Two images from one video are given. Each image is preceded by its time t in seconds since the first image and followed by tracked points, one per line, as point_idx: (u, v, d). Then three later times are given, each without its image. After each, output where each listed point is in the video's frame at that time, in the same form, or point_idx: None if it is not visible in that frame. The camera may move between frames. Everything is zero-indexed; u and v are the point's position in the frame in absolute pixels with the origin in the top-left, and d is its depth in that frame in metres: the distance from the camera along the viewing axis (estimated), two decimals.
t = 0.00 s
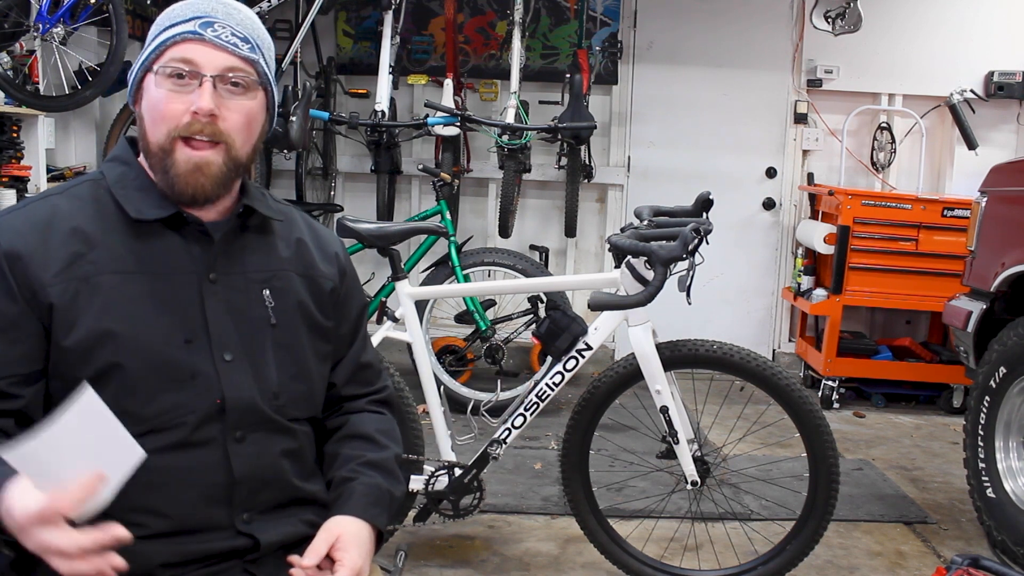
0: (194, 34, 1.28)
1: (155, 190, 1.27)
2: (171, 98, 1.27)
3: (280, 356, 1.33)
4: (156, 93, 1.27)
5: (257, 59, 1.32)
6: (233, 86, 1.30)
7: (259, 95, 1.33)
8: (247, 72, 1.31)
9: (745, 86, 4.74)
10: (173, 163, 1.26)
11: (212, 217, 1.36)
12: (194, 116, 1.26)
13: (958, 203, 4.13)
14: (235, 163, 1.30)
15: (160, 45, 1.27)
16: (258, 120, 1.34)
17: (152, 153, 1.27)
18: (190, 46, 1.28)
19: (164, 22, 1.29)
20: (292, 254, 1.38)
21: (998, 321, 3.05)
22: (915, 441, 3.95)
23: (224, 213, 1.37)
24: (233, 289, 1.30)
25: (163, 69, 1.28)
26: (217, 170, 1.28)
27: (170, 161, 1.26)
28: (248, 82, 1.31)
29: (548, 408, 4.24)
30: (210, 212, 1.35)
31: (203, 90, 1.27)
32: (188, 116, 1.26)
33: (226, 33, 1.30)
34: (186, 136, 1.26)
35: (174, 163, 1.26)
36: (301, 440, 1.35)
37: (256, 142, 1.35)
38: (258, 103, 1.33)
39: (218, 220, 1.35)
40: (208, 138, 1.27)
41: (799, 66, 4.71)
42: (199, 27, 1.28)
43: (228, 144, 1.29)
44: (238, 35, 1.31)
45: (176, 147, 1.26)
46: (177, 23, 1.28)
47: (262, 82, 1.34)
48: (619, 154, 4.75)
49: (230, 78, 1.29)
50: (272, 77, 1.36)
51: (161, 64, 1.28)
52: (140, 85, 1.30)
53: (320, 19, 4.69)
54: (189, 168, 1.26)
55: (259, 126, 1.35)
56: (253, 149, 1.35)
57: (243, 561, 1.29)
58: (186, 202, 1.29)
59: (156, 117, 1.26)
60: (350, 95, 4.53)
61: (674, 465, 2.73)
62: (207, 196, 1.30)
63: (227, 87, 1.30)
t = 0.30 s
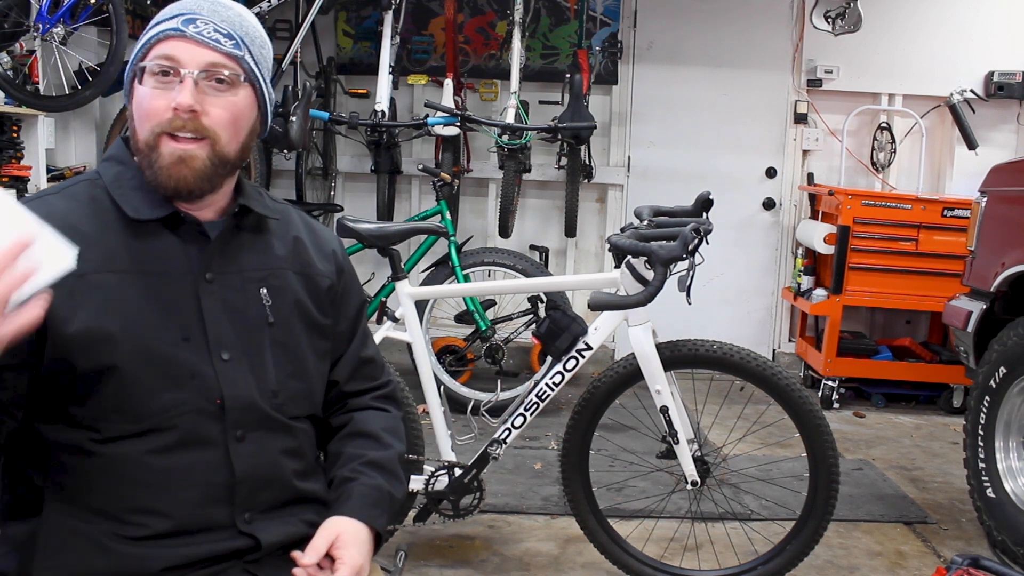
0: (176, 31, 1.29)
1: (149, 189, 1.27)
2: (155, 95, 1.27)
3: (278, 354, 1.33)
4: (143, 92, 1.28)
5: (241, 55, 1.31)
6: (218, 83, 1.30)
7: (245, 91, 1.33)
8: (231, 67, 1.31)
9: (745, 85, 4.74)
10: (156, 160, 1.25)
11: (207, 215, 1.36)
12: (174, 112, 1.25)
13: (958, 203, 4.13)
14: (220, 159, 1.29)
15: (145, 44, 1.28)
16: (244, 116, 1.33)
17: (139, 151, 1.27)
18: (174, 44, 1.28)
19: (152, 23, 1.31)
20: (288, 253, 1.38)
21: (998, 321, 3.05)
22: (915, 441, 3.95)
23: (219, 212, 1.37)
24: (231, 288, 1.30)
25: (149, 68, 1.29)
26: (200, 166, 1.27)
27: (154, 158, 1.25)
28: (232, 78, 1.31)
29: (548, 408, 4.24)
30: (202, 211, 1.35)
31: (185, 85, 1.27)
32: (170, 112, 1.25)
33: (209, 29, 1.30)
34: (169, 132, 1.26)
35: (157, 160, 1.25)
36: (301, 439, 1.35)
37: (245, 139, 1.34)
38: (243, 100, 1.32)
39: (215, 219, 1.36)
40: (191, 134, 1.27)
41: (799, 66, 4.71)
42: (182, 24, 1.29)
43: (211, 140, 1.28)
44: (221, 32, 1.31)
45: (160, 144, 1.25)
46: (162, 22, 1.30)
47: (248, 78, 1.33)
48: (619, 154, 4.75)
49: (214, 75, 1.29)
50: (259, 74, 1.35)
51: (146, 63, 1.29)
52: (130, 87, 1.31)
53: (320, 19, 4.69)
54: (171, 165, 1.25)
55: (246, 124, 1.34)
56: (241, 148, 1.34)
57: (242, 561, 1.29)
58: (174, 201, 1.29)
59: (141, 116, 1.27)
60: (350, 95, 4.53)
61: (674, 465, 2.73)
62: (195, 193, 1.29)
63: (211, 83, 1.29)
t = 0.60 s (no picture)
0: (179, 34, 1.29)
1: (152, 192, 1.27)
2: (161, 99, 1.27)
3: (278, 353, 1.33)
4: (147, 96, 1.27)
5: (244, 56, 1.32)
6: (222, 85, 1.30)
7: (248, 92, 1.33)
8: (234, 69, 1.31)
9: (745, 85, 4.74)
10: (167, 165, 1.25)
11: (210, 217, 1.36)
12: (183, 116, 1.26)
13: (958, 203, 4.13)
14: (229, 162, 1.30)
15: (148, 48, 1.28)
16: (248, 117, 1.34)
17: (146, 157, 1.27)
18: (177, 47, 1.28)
19: (152, 25, 1.31)
20: (287, 251, 1.39)
21: (999, 321, 3.05)
22: (915, 441, 3.95)
23: (219, 213, 1.37)
24: (231, 287, 1.30)
25: (152, 73, 1.28)
26: (210, 169, 1.28)
27: (164, 163, 1.25)
28: (237, 80, 1.31)
29: (547, 408, 4.24)
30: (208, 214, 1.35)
31: (191, 89, 1.27)
32: (178, 117, 1.26)
33: (211, 31, 1.30)
34: (178, 137, 1.27)
35: (167, 165, 1.25)
36: (301, 438, 1.35)
37: (249, 140, 1.35)
38: (248, 100, 1.33)
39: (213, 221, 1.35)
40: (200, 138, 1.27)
41: (799, 66, 4.71)
42: (184, 27, 1.29)
43: (219, 142, 1.29)
44: (223, 33, 1.31)
45: (169, 149, 1.26)
46: (163, 25, 1.29)
47: (251, 79, 1.34)
48: (619, 154, 4.75)
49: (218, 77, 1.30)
50: (261, 73, 1.35)
51: (149, 68, 1.28)
52: (132, 91, 1.30)
53: (320, 19, 4.69)
54: (182, 169, 1.26)
55: (250, 125, 1.35)
56: (246, 148, 1.35)
57: (242, 560, 1.29)
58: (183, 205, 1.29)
59: (147, 121, 1.26)
60: (350, 95, 4.54)
61: (674, 464, 2.73)
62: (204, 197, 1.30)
63: (216, 85, 1.30)
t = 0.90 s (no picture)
0: (177, 33, 1.28)
1: (156, 194, 1.27)
2: (161, 99, 1.26)
3: (280, 354, 1.33)
4: (147, 96, 1.27)
5: (242, 54, 1.32)
6: (221, 83, 1.30)
7: (247, 90, 1.33)
8: (233, 67, 1.31)
9: (745, 85, 4.74)
10: (170, 165, 1.25)
11: (211, 214, 1.36)
12: (184, 115, 1.25)
13: (958, 203, 4.13)
14: (231, 160, 1.30)
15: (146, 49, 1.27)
16: (248, 114, 1.33)
17: (148, 158, 1.26)
18: (175, 46, 1.28)
19: (148, 27, 1.30)
20: (289, 252, 1.39)
21: (999, 321, 3.05)
22: (916, 441, 3.95)
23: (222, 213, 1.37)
24: (234, 288, 1.30)
25: (151, 73, 1.28)
26: (214, 168, 1.27)
27: (167, 163, 1.25)
28: (235, 77, 1.31)
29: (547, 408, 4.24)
30: (208, 212, 1.35)
31: (191, 88, 1.27)
32: (179, 116, 1.25)
33: (208, 30, 1.30)
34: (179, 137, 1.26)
35: (171, 166, 1.25)
36: (303, 438, 1.36)
37: (250, 137, 1.35)
38: (247, 98, 1.33)
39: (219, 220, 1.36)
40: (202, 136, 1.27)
41: (800, 66, 4.71)
42: (181, 26, 1.29)
43: (221, 140, 1.28)
44: (220, 32, 1.31)
45: (171, 149, 1.25)
46: (160, 26, 1.29)
47: (249, 76, 1.34)
48: (619, 154, 4.75)
49: (217, 75, 1.29)
50: (259, 70, 1.35)
51: (147, 68, 1.27)
52: (131, 93, 1.30)
53: (320, 19, 4.69)
54: (185, 168, 1.25)
55: (250, 123, 1.34)
56: (247, 146, 1.34)
57: (246, 559, 1.29)
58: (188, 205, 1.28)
59: (148, 121, 1.26)
60: (349, 95, 4.54)
61: (674, 464, 2.73)
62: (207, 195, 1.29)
63: (215, 84, 1.29)
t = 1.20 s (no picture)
0: (184, 24, 1.29)
1: (159, 188, 1.27)
2: (166, 87, 1.27)
3: (281, 355, 1.33)
4: (153, 84, 1.27)
5: (248, 45, 1.33)
6: (227, 73, 1.31)
7: (252, 81, 1.34)
8: (239, 58, 1.32)
9: (745, 86, 4.74)
10: (175, 151, 1.25)
11: (213, 212, 1.36)
12: (189, 100, 1.26)
13: (958, 203, 4.13)
14: (236, 148, 1.30)
15: (152, 38, 1.27)
16: (253, 106, 1.34)
17: (151, 144, 1.26)
18: (182, 36, 1.28)
19: (155, 18, 1.30)
20: (290, 253, 1.39)
21: (998, 321, 3.05)
22: (915, 441, 3.95)
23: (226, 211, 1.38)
24: (236, 289, 1.29)
25: (157, 62, 1.28)
26: (217, 153, 1.27)
27: (171, 148, 1.25)
28: (241, 68, 1.32)
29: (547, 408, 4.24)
30: (212, 208, 1.36)
31: (197, 75, 1.27)
32: (184, 101, 1.26)
33: (216, 21, 1.31)
34: (183, 121, 1.26)
35: (173, 150, 1.25)
36: (304, 439, 1.36)
37: (254, 129, 1.35)
38: (252, 89, 1.34)
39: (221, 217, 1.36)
40: (207, 122, 1.27)
41: (799, 66, 4.71)
42: (189, 17, 1.29)
43: (226, 127, 1.29)
44: (227, 24, 1.32)
45: (175, 135, 1.25)
46: (167, 17, 1.30)
47: (254, 68, 1.35)
48: (619, 154, 4.75)
49: (223, 65, 1.30)
50: (264, 64, 1.36)
51: (154, 56, 1.28)
52: (135, 82, 1.30)
53: (320, 19, 4.69)
54: (190, 153, 1.25)
55: (255, 114, 1.35)
56: (251, 137, 1.35)
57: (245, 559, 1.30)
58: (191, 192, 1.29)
59: (153, 109, 1.26)
60: (349, 95, 4.54)
61: (674, 464, 2.73)
62: (209, 181, 1.29)
63: (221, 73, 1.30)
